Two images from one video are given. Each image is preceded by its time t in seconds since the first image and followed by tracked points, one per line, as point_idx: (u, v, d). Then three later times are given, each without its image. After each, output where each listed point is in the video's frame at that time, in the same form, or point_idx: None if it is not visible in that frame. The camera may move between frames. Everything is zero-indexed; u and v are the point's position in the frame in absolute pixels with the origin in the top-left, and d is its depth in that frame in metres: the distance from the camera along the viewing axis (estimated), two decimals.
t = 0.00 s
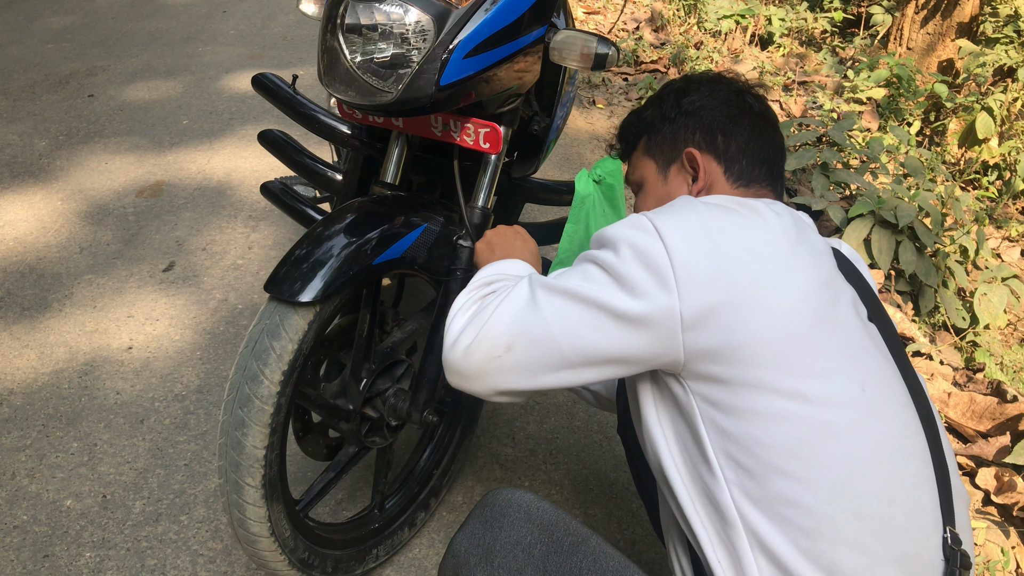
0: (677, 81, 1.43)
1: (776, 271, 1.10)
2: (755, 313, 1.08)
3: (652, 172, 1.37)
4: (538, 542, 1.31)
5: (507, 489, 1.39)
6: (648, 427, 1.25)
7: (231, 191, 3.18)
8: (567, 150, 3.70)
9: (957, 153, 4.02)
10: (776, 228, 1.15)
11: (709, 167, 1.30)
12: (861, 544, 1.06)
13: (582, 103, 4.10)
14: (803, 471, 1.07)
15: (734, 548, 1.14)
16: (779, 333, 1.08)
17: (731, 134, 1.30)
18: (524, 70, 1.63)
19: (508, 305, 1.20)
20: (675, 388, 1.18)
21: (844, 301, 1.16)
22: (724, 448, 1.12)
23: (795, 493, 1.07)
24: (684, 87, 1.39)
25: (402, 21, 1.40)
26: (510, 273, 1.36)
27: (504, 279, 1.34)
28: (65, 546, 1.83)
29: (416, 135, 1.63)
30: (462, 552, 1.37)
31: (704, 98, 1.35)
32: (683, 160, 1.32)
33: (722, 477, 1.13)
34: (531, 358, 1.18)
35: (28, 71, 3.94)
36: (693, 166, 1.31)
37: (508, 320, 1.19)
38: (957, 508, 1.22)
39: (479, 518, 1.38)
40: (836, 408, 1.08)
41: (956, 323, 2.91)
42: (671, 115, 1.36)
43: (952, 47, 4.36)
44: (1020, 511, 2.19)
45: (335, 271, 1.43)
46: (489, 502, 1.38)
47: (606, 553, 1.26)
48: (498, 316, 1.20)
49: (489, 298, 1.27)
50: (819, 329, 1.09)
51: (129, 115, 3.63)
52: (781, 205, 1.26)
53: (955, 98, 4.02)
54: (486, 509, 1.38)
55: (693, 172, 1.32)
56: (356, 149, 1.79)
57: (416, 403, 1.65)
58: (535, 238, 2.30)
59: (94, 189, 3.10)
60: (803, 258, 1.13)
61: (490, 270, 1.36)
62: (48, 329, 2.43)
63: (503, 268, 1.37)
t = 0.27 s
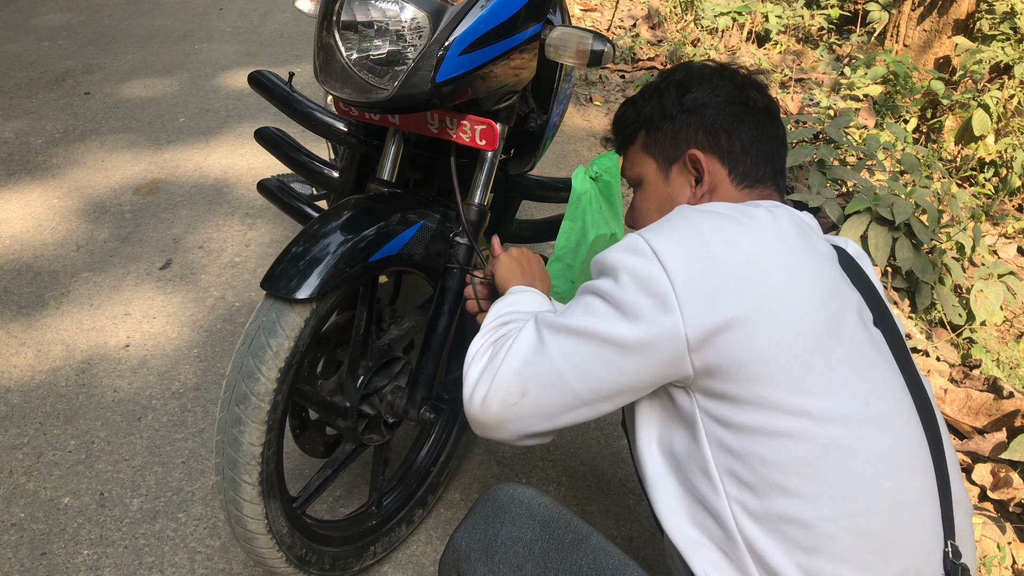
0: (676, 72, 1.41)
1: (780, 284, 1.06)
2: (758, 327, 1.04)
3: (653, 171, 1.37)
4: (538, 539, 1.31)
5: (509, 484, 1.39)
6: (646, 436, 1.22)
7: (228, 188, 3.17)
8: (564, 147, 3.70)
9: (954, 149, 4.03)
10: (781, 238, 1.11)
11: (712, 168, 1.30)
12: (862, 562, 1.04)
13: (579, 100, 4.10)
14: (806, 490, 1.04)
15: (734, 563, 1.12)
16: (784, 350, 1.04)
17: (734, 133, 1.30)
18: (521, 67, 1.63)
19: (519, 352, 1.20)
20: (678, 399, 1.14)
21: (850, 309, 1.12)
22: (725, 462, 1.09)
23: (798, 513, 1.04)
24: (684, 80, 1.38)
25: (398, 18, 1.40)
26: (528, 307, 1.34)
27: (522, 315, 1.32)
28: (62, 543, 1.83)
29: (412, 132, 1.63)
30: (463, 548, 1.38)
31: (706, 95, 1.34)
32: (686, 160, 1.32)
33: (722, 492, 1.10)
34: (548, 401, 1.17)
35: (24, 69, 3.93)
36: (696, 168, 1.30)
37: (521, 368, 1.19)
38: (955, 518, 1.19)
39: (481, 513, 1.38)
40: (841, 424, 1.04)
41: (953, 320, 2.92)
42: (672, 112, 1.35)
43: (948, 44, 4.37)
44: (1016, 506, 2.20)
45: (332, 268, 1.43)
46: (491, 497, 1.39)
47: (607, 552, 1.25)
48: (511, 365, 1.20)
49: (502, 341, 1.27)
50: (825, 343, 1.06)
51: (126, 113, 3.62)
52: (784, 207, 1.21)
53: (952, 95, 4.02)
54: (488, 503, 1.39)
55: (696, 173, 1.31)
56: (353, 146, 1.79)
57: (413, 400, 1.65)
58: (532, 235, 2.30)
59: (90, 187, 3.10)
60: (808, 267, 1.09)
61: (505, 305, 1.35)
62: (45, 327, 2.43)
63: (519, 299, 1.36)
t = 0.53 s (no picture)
0: (664, 75, 1.41)
1: (779, 291, 1.06)
2: (759, 335, 1.04)
3: (642, 176, 1.37)
4: (538, 542, 1.31)
5: (508, 486, 1.37)
6: (644, 444, 1.22)
7: (226, 189, 3.18)
8: (562, 148, 3.70)
9: (951, 150, 4.03)
10: (777, 244, 1.11)
11: (701, 173, 1.30)
12: (863, 564, 1.05)
13: (576, 101, 4.11)
14: (809, 496, 1.04)
15: (739, 571, 1.12)
16: (784, 357, 1.04)
17: (724, 139, 1.30)
18: (517, 67, 1.63)
19: (530, 393, 1.16)
20: (677, 408, 1.14)
21: (846, 313, 1.12)
22: (727, 470, 1.09)
23: (802, 519, 1.05)
24: (674, 84, 1.37)
25: (394, 20, 1.41)
26: (510, 335, 1.34)
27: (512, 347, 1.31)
28: (60, 544, 1.83)
29: (409, 133, 1.64)
30: (463, 551, 1.39)
31: (695, 100, 1.34)
32: (675, 166, 1.32)
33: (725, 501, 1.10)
34: (570, 437, 1.14)
35: (22, 70, 3.93)
36: (686, 173, 1.31)
37: (537, 407, 1.16)
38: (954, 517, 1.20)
39: (480, 515, 1.38)
40: (842, 429, 1.05)
41: (950, 320, 2.92)
42: (662, 117, 1.35)
43: (945, 44, 4.37)
44: (1012, 506, 2.21)
45: (328, 269, 1.44)
46: (490, 500, 1.38)
47: (607, 553, 1.25)
48: (525, 405, 1.16)
49: (506, 377, 1.24)
50: (825, 349, 1.06)
51: (123, 114, 3.62)
52: (777, 212, 1.22)
53: (949, 95, 4.02)
54: (486, 506, 1.38)
55: (686, 178, 1.32)
56: (350, 147, 1.80)
57: (410, 400, 1.65)
58: (529, 236, 2.30)
59: (88, 188, 3.10)
60: (805, 274, 1.09)
61: (482, 335, 1.34)
62: (42, 328, 2.43)
63: (497, 326, 1.36)
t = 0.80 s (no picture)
0: (655, 81, 1.40)
1: (780, 297, 1.06)
2: (760, 341, 1.04)
3: (637, 183, 1.38)
4: (539, 554, 1.31)
5: (507, 498, 1.39)
6: (645, 448, 1.22)
7: (224, 190, 3.17)
8: (560, 149, 3.70)
9: (948, 150, 4.04)
10: (778, 248, 1.11)
11: (697, 180, 1.31)
12: (865, 569, 1.06)
13: (574, 102, 4.11)
14: (811, 502, 1.05)
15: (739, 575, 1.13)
16: (786, 364, 1.04)
17: (720, 146, 1.30)
18: (515, 69, 1.63)
19: (517, 386, 1.17)
20: (677, 413, 1.14)
21: (848, 318, 1.12)
22: (728, 476, 1.09)
23: (805, 526, 1.05)
24: (667, 90, 1.36)
25: (392, 22, 1.41)
26: (488, 312, 1.33)
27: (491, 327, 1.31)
28: (58, 546, 1.82)
29: (406, 134, 1.64)
30: (462, 565, 1.34)
31: (690, 107, 1.33)
32: (671, 175, 1.33)
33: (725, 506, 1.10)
34: (558, 433, 1.15)
35: (20, 71, 3.93)
36: (682, 181, 1.32)
37: (526, 402, 1.16)
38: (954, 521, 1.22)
39: (480, 528, 1.37)
40: (842, 435, 1.05)
41: (947, 321, 2.93)
42: (656, 125, 1.34)
43: (942, 46, 4.39)
44: (1010, 506, 2.21)
45: (326, 271, 1.43)
46: (489, 512, 1.38)
47: (609, 565, 1.27)
48: (513, 399, 1.16)
49: (491, 364, 1.23)
50: (827, 355, 1.06)
51: (121, 115, 3.62)
52: (777, 214, 1.22)
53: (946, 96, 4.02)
54: (486, 518, 1.37)
55: (682, 186, 1.32)
56: (347, 149, 1.80)
57: (408, 402, 1.70)
58: (527, 237, 2.30)
59: (86, 189, 3.09)
60: (806, 278, 1.09)
61: (459, 315, 1.33)
62: (40, 330, 2.43)
63: (471, 306, 1.34)
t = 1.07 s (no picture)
0: (674, 77, 1.40)
1: (791, 296, 1.06)
2: (769, 339, 1.04)
3: (651, 180, 1.38)
4: (516, 551, 1.32)
5: (484, 497, 1.39)
6: (650, 445, 1.22)
7: (226, 192, 3.18)
8: (560, 150, 3.71)
9: (949, 152, 4.04)
10: (793, 248, 1.11)
11: (712, 178, 1.31)
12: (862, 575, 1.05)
13: (575, 104, 4.12)
14: (812, 503, 1.04)
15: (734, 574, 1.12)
16: (793, 362, 1.05)
17: (735, 144, 1.30)
18: (517, 71, 1.64)
19: (523, 365, 1.17)
20: (683, 408, 1.15)
21: (859, 322, 1.13)
22: (730, 473, 1.09)
23: (803, 526, 1.04)
24: (684, 87, 1.37)
25: (395, 23, 1.41)
26: (497, 298, 1.34)
27: (496, 309, 1.32)
28: (59, 547, 1.83)
29: (408, 136, 1.64)
30: (440, 563, 1.35)
31: (706, 104, 1.33)
32: (685, 171, 1.32)
33: (726, 502, 1.10)
34: (559, 416, 1.16)
35: (20, 73, 3.94)
36: (696, 178, 1.31)
37: (528, 382, 1.16)
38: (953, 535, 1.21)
39: (459, 528, 1.37)
40: (848, 438, 1.05)
41: (948, 322, 2.92)
42: (672, 121, 1.35)
43: (943, 47, 4.39)
44: (1012, 508, 2.21)
45: (328, 272, 1.44)
46: (468, 512, 1.38)
47: (586, 562, 1.27)
48: (515, 378, 1.17)
49: (496, 344, 1.24)
50: (836, 356, 1.06)
51: (122, 117, 3.62)
52: (795, 216, 1.22)
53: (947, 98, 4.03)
54: (465, 518, 1.38)
55: (696, 183, 1.32)
56: (349, 150, 1.80)
57: (410, 403, 1.69)
58: (528, 238, 2.31)
59: (87, 191, 3.10)
60: (820, 280, 1.09)
61: (468, 296, 1.34)
62: (41, 331, 2.43)
63: (476, 291, 1.35)
